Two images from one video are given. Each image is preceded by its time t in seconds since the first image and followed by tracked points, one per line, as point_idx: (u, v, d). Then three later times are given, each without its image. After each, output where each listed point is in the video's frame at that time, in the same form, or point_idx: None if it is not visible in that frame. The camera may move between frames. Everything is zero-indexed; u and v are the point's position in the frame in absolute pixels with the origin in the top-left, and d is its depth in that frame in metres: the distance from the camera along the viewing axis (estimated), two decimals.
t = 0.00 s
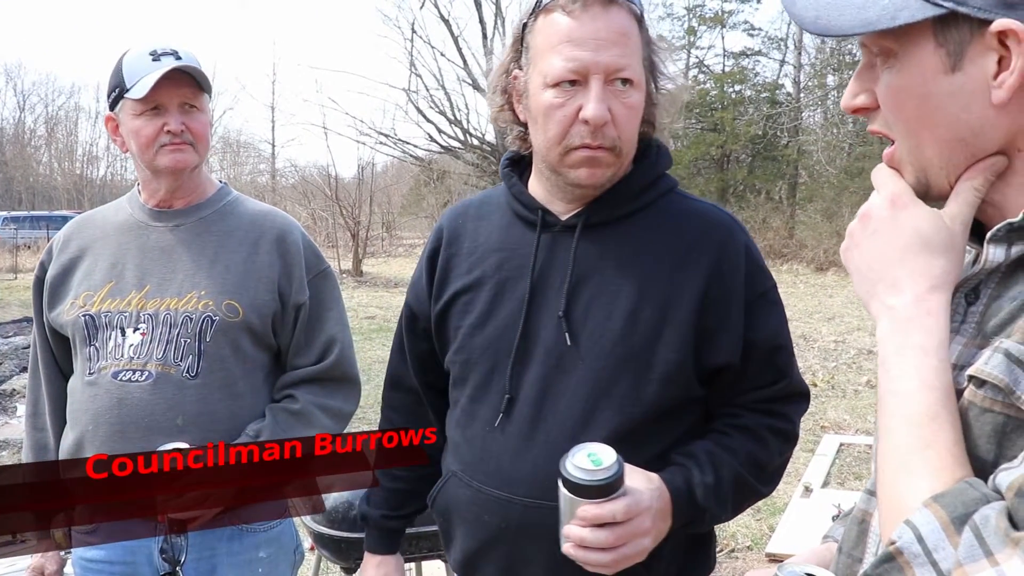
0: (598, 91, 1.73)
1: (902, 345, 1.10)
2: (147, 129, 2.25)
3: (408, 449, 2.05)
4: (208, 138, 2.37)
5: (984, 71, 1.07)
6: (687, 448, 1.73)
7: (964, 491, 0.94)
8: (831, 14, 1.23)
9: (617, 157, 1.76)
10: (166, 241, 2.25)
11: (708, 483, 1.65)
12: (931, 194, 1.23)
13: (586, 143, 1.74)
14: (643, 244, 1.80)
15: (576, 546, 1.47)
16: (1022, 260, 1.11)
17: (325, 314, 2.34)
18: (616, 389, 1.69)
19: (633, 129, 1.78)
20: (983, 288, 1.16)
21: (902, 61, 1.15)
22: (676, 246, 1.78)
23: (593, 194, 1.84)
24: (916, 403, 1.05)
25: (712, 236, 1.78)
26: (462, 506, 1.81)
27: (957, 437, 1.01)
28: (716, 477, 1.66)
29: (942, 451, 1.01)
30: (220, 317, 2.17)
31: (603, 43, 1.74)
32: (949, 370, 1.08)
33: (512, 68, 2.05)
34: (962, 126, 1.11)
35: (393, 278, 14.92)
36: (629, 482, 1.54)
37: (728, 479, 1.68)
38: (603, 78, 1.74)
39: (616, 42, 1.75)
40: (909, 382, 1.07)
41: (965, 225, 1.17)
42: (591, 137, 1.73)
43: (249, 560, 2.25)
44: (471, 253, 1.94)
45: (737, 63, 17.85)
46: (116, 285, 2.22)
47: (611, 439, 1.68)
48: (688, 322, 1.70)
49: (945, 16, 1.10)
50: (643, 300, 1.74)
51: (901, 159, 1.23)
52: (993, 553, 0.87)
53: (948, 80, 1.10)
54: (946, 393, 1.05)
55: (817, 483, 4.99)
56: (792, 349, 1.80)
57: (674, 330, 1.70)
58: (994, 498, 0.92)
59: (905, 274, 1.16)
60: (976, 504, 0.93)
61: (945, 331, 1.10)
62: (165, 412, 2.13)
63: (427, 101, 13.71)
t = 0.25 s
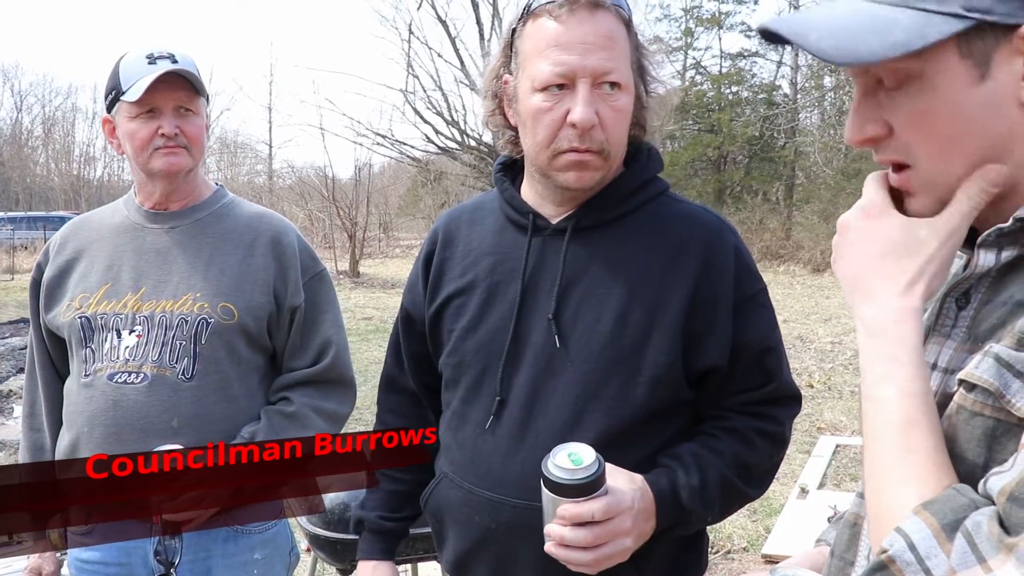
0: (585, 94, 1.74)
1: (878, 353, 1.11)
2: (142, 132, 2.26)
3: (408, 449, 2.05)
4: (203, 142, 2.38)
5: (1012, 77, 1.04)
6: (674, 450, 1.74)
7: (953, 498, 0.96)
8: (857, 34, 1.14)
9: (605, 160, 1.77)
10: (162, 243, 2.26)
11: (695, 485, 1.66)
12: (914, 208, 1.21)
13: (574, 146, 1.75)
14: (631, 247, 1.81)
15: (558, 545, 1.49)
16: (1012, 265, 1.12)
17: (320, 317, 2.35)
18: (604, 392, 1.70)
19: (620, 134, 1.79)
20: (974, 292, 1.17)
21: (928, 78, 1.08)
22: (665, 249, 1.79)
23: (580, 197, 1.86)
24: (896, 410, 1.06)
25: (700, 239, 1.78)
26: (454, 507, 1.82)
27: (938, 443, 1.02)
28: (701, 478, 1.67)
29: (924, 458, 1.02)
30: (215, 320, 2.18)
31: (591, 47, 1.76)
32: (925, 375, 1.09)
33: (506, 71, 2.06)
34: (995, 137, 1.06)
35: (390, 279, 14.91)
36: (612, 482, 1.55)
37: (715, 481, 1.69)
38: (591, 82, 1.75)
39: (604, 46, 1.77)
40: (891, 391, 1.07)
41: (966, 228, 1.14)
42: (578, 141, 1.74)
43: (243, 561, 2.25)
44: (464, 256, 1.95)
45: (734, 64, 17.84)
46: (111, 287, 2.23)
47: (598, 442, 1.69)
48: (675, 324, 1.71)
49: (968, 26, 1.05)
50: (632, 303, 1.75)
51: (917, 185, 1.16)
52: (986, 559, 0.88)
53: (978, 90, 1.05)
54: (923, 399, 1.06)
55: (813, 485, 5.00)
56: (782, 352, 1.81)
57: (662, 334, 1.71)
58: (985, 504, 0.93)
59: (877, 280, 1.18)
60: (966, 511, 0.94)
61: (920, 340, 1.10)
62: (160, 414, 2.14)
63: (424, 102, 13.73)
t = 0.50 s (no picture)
0: (579, 96, 1.75)
1: (874, 354, 1.12)
2: (139, 134, 2.26)
3: (408, 448, 2.05)
4: (201, 145, 2.38)
5: None
6: (672, 450, 1.74)
7: (963, 496, 0.95)
8: (885, 91, 1.02)
9: (600, 162, 1.79)
10: (160, 244, 2.26)
11: (693, 484, 1.67)
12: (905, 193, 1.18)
13: (568, 147, 1.76)
14: (628, 249, 1.82)
15: (562, 546, 1.49)
16: (1003, 271, 1.12)
17: (317, 318, 2.35)
18: (602, 393, 1.71)
19: (615, 136, 1.80)
20: (968, 296, 1.18)
21: (946, 119, 1.03)
22: (662, 251, 1.80)
23: (575, 200, 1.87)
24: (893, 408, 1.06)
25: (698, 241, 1.79)
26: (453, 508, 1.82)
27: (939, 441, 1.03)
28: (699, 477, 1.68)
29: (927, 457, 1.02)
30: (213, 321, 2.18)
31: (584, 50, 1.77)
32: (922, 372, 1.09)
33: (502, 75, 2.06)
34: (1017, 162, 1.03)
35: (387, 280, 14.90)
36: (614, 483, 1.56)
37: (713, 480, 1.70)
38: (584, 85, 1.76)
39: (598, 48, 1.78)
40: (887, 390, 1.07)
41: (950, 222, 1.13)
42: (572, 141, 1.75)
43: (242, 562, 2.25)
44: (461, 258, 1.96)
45: (731, 66, 17.89)
46: (110, 288, 2.24)
47: (597, 442, 1.70)
48: (672, 325, 1.72)
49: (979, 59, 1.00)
50: (630, 305, 1.76)
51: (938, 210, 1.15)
52: (1002, 559, 0.88)
53: (997, 120, 1.01)
54: (921, 396, 1.06)
55: (809, 486, 5.01)
56: (777, 352, 1.82)
57: (660, 337, 1.72)
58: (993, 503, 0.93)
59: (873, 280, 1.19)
60: (977, 510, 0.93)
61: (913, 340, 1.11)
62: (159, 415, 2.14)
63: (422, 104, 13.75)
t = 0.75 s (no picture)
0: (570, 103, 1.76)
1: (869, 368, 1.14)
2: (132, 141, 2.26)
3: (408, 448, 2.06)
4: (195, 151, 2.37)
5: (999, 115, 1.05)
6: (668, 452, 1.75)
7: (961, 509, 0.96)
8: (870, 127, 1.07)
9: (592, 168, 1.80)
10: (155, 248, 2.26)
11: (689, 486, 1.68)
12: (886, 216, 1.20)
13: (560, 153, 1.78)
14: (623, 254, 1.83)
15: (560, 549, 1.49)
16: (987, 281, 1.15)
17: (312, 322, 2.36)
18: (598, 396, 1.72)
19: (607, 141, 1.81)
20: (950, 305, 1.22)
21: (930, 147, 1.06)
22: (657, 256, 1.81)
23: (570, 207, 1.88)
24: (890, 421, 1.08)
25: (693, 245, 1.80)
26: (450, 511, 1.83)
27: (936, 454, 1.04)
28: (695, 480, 1.69)
29: (925, 470, 1.03)
30: (208, 325, 2.18)
31: (577, 56, 1.77)
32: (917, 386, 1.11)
33: (497, 81, 2.07)
34: (998, 173, 1.07)
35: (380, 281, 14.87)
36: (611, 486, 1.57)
37: (708, 482, 1.71)
38: (576, 91, 1.77)
39: (590, 55, 1.78)
40: (883, 403, 1.09)
41: (943, 238, 1.15)
42: (563, 147, 1.76)
43: (237, 564, 2.25)
44: (456, 263, 1.97)
45: (725, 67, 17.94)
46: (105, 292, 2.23)
47: (595, 444, 1.71)
48: (669, 330, 1.73)
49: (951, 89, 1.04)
50: (626, 309, 1.77)
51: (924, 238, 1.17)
52: (1002, 571, 0.89)
53: (976, 140, 1.05)
54: (917, 410, 1.07)
55: (803, 486, 5.03)
56: (771, 355, 1.83)
57: (656, 341, 1.73)
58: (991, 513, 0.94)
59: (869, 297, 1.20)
60: (976, 522, 0.94)
61: (907, 355, 1.13)
62: (154, 419, 2.14)
63: (416, 104, 13.74)
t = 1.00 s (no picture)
0: (517, 117, 1.78)
1: (849, 372, 1.16)
2: (114, 150, 2.27)
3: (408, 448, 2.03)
4: (178, 160, 2.36)
5: (970, 119, 1.09)
6: (653, 456, 1.77)
7: (936, 514, 0.98)
8: (842, 119, 1.09)
9: (547, 180, 1.81)
10: (141, 252, 2.26)
11: (675, 491, 1.69)
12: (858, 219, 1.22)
13: (513, 165, 1.81)
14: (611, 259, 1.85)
15: (546, 551, 1.50)
16: (962, 286, 1.18)
17: (298, 326, 2.36)
18: (585, 400, 1.73)
19: (567, 152, 1.81)
20: (927, 310, 1.24)
21: (902, 143, 1.09)
22: (645, 261, 1.83)
23: (553, 215, 1.89)
24: (870, 424, 1.09)
25: (680, 251, 1.82)
26: (439, 512, 1.84)
27: (914, 458, 1.06)
28: (681, 484, 1.71)
29: (903, 474, 1.05)
30: (194, 331, 2.19)
31: (527, 69, 1.79)
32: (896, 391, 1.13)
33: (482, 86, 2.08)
34: (968, 174, 1.11)
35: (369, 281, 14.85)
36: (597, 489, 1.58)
37: (693, 486, 1.73)
38: (525, 104, 1.78)
39: (541, 67, 1.78)
40: (862, 408, 1.11)
41: (918, 242, 1.18)
42: (513, 160, 1.79)
43: (225, 567, 2.26)
44: (447, 265, 1.98)
45: (712, 67, 18.02)
46: (91, 297, 2.23)
47: (581, 449, 1.72)
48: (655, 335, 1.75)
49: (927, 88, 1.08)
50: (613, 314, 1.79)
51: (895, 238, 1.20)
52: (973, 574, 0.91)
53: (948, 140, 1.09)
54: (896, 414, 1.09)
55: (790, 485, 5.06)
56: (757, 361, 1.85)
57: (643, 345, 1.75)
58: (965, 517, 0.96)
59: (848, 300, 1.22)
60: (948, 526, 0.97)
61: (886, 359, 1.15)
62: (141, 425, 2.15)
63: (404, 105, 13.73)
